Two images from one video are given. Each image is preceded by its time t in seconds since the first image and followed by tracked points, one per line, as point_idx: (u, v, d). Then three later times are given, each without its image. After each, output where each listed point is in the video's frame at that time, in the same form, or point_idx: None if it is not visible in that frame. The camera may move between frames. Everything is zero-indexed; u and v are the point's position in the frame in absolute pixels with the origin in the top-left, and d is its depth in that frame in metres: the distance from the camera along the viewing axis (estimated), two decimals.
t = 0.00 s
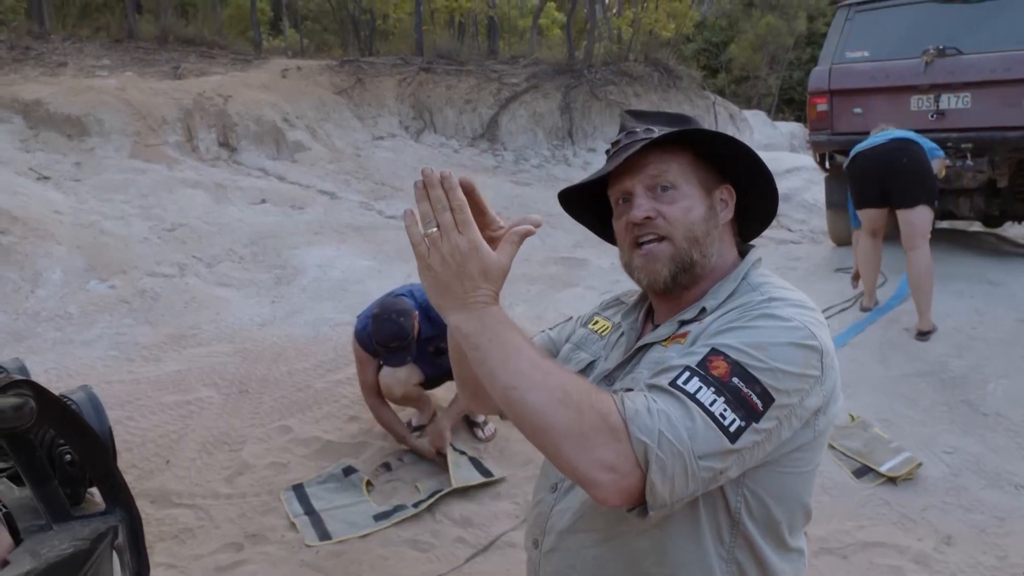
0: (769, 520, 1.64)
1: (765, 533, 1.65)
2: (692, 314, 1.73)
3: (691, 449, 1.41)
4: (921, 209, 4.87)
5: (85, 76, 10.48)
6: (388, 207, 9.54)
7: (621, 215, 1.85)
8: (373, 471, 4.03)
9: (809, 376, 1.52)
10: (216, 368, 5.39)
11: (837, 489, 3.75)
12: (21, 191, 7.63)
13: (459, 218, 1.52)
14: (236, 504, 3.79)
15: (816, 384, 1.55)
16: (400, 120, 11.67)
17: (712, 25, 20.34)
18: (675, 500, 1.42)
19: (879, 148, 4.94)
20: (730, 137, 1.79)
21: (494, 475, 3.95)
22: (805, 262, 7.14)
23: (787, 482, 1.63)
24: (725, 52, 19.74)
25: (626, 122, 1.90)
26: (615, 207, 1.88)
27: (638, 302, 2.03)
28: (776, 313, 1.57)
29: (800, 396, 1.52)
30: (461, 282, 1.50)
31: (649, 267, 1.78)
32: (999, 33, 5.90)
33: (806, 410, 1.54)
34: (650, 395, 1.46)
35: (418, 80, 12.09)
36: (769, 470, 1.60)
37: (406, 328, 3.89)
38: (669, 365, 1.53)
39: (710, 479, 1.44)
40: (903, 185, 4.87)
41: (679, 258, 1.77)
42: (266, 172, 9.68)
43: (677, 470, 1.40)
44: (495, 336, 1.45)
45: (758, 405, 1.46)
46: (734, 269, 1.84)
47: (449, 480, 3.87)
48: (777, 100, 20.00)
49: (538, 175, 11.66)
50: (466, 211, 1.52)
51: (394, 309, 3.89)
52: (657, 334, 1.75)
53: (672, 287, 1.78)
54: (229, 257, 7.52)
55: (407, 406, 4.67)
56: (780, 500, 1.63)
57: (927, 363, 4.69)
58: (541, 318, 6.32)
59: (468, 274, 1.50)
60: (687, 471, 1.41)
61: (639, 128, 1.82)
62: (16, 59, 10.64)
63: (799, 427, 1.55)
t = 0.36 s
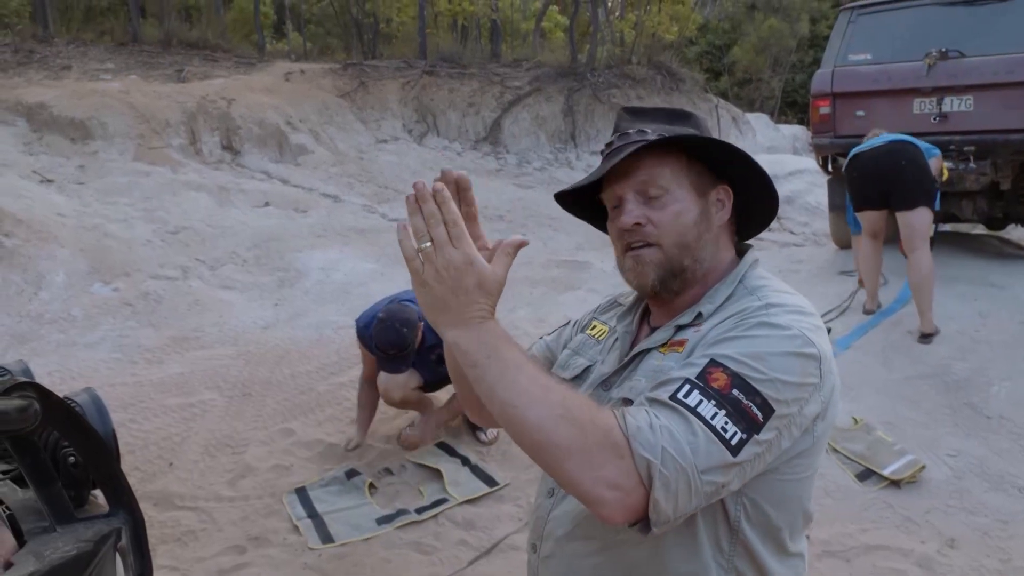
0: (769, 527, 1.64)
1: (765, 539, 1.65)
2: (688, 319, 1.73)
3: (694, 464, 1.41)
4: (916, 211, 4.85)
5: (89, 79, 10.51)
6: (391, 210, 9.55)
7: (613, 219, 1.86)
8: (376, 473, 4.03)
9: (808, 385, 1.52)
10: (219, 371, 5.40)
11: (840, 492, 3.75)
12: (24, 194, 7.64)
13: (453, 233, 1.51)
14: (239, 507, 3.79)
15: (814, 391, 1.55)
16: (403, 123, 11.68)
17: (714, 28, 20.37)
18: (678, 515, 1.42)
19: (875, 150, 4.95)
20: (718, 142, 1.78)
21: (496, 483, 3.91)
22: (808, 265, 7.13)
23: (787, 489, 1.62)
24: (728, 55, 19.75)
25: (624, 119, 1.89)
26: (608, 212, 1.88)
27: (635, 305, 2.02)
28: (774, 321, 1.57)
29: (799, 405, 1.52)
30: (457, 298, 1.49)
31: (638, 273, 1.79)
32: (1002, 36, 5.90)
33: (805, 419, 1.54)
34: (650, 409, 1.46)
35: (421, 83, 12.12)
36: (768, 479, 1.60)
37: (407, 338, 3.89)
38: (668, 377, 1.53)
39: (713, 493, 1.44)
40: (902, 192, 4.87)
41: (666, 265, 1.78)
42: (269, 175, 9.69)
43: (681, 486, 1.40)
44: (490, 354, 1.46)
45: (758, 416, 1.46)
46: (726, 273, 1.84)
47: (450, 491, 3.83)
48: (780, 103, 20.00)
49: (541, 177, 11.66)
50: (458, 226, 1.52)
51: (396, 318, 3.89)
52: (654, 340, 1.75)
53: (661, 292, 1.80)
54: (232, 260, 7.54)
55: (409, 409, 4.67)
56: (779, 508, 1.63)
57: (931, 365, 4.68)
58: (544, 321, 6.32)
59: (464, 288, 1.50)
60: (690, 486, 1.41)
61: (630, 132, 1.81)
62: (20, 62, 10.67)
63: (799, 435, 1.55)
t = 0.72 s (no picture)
0: (734, 551, 1.59)
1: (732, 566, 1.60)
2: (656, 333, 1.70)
3: (596, 490, 1.43)
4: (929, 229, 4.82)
5: (91, 82, 10.52)
6: (393, 214, 9.56)
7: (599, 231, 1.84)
8: (377, 477, 4.02)
9: (751, 412, 1.46)
10: (220, 375, 5.40)
11: (842, 496, 3.74)
12: (26, 198, 7.65)
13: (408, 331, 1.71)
14: (240, 510, 3.79)
15: (764, 417, 1.48)
16: (405, 127, 11.70)
17: (716, 33, 20.42)
18: (587, 539, 1.45)
19: (902, 159, 4.82)
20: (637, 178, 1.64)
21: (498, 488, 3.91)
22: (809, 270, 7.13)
23: (754, 514, 1.57)
24: (730, 60, 19.77)
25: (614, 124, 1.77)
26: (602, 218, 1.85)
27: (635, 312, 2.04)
28: (720, 344, 1.51)
29: (741, 432, 1.46)
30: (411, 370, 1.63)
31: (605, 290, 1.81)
32: (1003, 41, 5.90)
33: (752, 446, 1.47)
34: (575, 434, 1.49)
35: (423, 87, 12.14)
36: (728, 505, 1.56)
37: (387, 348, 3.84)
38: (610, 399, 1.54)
39: (627, 519, 1.44)
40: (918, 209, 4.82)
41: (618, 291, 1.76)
42: (271, 179, 9.70)
43: (581, 511, 1.43)
44: (446, 409, 1.54)
45: (683, 444, 1.44)
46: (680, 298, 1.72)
47: (451, 495, 3.83)
48: (781, 107, 20.01)
49: (542, 181, 11.68)
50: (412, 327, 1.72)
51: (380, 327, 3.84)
52: (630, 353, 1.74)
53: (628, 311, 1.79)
54: (234, 263, 7.54)
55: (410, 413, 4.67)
56: (744, 533, 1.58)
57: (931, 371, 4.68)
58: (545, 325, 6.32)
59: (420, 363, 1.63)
60: (592, 511, 1.43)
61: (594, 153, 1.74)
62: (23, 66, 10.68)
63: (747, 463, 1.49)
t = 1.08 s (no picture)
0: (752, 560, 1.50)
1: None
2: (660, 338, 1.62)
3: (615, 499, 1.34)
4: (933, 244, 4.64)
5: (91, 80, 10.52)
6: (393, 212, 9.56)
7: (610, 223, 1.80)
8: (376, 475, 4.02)
9: (770, 413, 1.38)
10: (220, 372, 5.39)
11: (842, 495, 3.74)
12: (26, 195, 7.65)
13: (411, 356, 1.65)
14: (240, 508, 3.79)
15: (782, 418, 1.40)
16: (405, 124, 11.70)
17: (716, 30, 20.43)
18: (610, 550, 1.36)
19: (929, 177, 4.61)
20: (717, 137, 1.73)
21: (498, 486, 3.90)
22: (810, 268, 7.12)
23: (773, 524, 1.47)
24: (730, 58, 19.76)
25: (614, 117, 1.84)
26: (601, 214, 1.82)
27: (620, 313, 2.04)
28: (734, 343, 1.44)
29: (762, 435, 1.38)
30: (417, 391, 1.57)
31: (639, 282, 1.73)
32: (1005, 39, 5.89)
33: (771, 449, 1.39)
34: (588, 445, 1.41)
35: (423, 85, 12.14)
36: (743, 516, 1.46)
37: (378, 343, 3.82)
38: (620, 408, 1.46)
39: (647, 527, 1.36)
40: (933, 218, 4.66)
41: (671, 272, 1.71)
42: (270, 176, 9.70)
43: (602, 522, 1.34)
44: (448, 432, 1.49)
45: (703, 448, 1.35)
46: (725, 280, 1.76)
47: (451, 493, 3.82)
48: (782, 105, 20.00)
49: (542, 179, 11.68)
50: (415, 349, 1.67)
51: (372, 321, 3.85)
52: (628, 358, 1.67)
53: (664, 302, 1.74)
54: (234, 261, 7.54)
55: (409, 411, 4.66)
56: (762, 540, 1.48)
57: (932, 370, 4.67)
58: (545, 323, 6.32)
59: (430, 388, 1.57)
60: (614, 521, 1.34)
61: (626, 127, 1.77)
62: (23, 64, 10.69)
63: (766, 465, 1.40)
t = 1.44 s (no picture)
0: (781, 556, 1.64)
1: None
2: (684, 340, 1.73)
3: (703, 546, 1.43)
4: (935, 252, 4.52)
5: (100, 77, 10.55)
6: (401, 209, 9.55)
7: (613, 226, 1.85)
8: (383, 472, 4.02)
9: (818, 428, 1.51)
10: (228, 369, 5.40)
11: (850, 494, 3.72)
12: (36, 191, 7.69)
13: (315, 498, 1.53)
14: (247, 504, 3.79)
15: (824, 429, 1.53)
16: (413, 121, 11.69)
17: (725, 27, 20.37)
18: None
19: (946, 180, 4.49)
20: (721, 140, 1.77)
21: (506, 483, 3.90)
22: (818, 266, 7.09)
23: (803, 522, 1.63)
24: (739, 55, 19.68)
25: (611, 118, 1.90)
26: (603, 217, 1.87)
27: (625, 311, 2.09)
28: (776, 358, 1.55)
29: (812, 451, 1.51)
30: (366, 533, 1.51)
31: (646, 284, 1.79)
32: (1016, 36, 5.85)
33: (817, 460, 1.53)
34: (656, 490, 1.49)
35: (431, 82, 12.14)
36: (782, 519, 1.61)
37: (398, 336, 3.85)
38: (673, 440, 1.54)
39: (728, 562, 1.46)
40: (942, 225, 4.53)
41: (677, 273, 1.78)
42: (279, 173, 9.71)
43: (694, 569, 1.44)
44: (454, 554, 1.51)
45: (771, 475, 1.47)
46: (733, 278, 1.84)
47: (458, 490, 3.82)
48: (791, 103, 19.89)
49: (550, 176, 11.66)
50: (311, 489, 1.53)
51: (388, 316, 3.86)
52: (649, 359, 1.76)
53: (669, 300, 1.81)
54: (242, 258, 7.55)
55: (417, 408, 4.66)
56: (791, 541, 1.63)
57: (942, 369, 4.65)
58: (553, 320, 6.31)
59: (373, 525, 1.51)
60: (704, 566, 1.44)
61: (623, 132, 1.82)
62: (33, 60, 10.73)
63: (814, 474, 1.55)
